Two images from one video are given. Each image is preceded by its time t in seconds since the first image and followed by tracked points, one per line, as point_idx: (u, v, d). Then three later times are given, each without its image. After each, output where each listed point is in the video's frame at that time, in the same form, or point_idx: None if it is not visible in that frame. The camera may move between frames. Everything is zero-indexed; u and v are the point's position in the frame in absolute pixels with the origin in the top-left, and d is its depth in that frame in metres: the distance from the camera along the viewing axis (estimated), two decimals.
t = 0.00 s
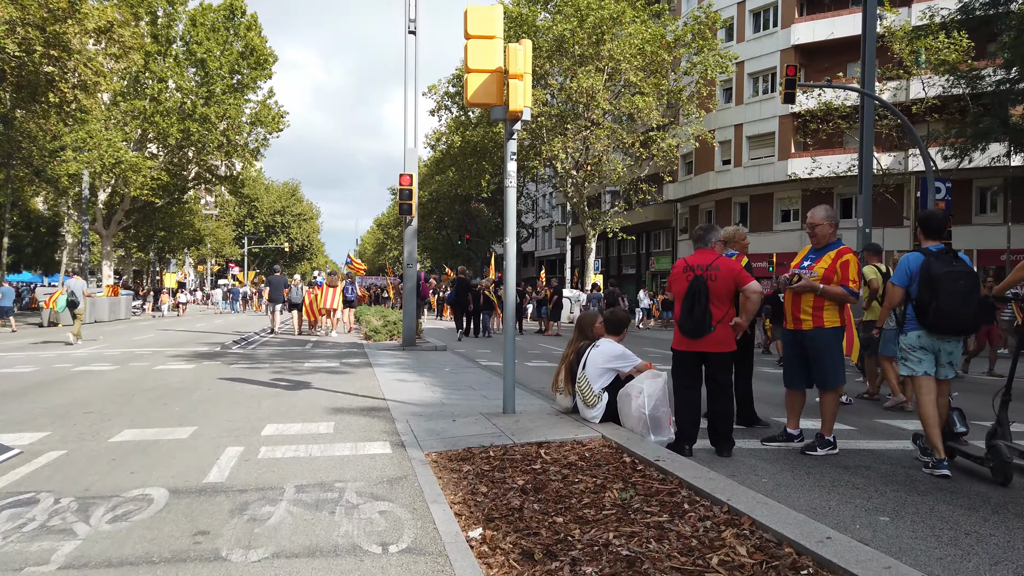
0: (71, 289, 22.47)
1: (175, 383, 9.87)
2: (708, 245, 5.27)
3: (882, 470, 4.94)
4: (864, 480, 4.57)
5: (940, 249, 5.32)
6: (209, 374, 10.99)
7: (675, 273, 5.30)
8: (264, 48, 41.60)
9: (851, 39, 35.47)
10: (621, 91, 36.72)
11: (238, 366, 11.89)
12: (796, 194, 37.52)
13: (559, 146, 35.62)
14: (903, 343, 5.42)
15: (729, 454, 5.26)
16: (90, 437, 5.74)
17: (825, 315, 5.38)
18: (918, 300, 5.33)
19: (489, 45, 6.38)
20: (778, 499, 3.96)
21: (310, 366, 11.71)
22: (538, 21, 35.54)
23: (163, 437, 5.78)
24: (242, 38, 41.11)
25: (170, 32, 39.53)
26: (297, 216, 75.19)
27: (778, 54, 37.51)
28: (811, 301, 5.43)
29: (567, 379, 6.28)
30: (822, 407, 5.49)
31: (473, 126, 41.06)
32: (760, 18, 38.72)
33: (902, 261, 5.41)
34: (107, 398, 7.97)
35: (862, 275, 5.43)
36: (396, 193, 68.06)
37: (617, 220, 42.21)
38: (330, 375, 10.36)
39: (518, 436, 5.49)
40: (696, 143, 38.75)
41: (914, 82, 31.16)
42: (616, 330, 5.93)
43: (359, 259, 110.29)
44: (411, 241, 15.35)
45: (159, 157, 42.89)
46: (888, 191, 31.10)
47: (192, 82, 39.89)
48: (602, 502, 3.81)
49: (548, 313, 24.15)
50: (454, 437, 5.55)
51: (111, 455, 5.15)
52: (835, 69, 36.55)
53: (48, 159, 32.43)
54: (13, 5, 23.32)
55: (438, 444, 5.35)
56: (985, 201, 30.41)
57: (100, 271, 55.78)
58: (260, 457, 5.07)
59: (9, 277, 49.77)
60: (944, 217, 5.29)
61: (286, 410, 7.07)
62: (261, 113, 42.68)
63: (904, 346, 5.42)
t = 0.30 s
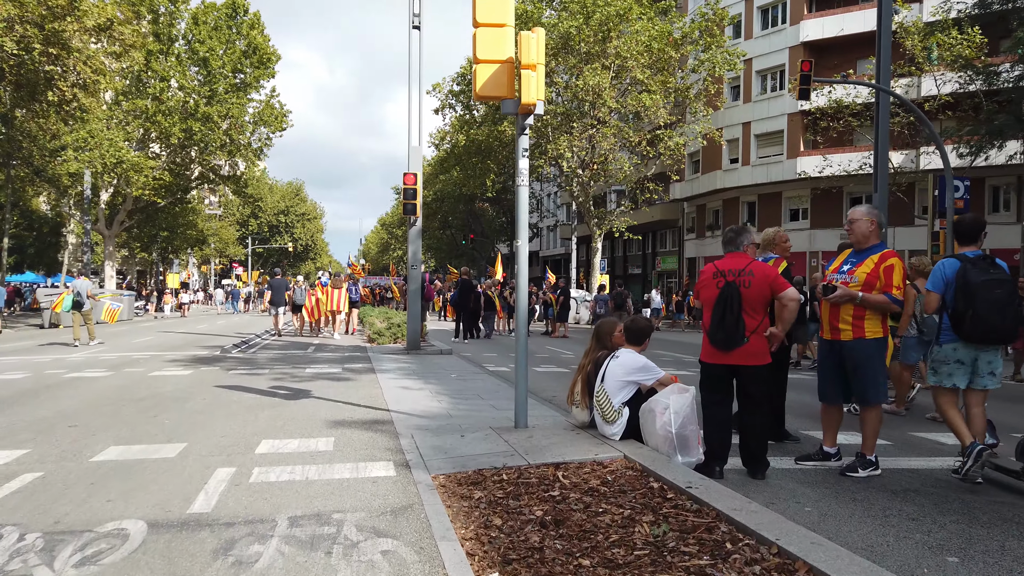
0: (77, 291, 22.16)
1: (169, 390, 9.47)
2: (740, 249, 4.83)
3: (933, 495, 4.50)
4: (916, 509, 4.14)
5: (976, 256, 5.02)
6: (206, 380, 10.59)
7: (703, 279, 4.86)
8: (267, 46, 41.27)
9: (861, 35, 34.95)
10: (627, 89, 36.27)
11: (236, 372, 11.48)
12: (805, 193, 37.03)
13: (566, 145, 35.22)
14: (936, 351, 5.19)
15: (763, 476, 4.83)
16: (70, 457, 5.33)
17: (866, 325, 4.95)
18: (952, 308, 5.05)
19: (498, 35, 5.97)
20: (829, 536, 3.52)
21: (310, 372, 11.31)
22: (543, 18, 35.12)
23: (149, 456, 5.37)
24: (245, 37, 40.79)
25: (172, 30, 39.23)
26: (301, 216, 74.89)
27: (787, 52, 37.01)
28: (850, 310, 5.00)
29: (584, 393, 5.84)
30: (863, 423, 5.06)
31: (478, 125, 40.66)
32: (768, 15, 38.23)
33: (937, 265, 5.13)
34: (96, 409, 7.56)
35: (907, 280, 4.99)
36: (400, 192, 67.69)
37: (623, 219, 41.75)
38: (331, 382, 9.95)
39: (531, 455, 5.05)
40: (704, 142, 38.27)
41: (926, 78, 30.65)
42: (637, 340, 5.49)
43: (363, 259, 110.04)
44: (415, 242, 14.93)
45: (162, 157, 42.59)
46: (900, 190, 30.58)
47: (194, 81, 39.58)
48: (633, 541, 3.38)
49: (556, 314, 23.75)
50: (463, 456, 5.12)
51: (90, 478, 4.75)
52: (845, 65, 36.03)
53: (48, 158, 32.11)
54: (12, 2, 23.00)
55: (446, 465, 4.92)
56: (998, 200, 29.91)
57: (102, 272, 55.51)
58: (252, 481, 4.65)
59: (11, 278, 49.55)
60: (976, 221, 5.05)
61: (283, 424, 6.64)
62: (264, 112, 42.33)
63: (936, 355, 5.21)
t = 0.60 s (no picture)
0: (87, 289, 21.87)
1: (170, 390, 9.08)
2: (788, 237, 4.39)
3: (1007, 509, 4.05)
4: (995, 526, 3.69)
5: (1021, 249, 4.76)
6: (208, 380, 10.19)
7: (747, 270, 4.42)
8: (271, 44, 40.90)
9: (874, 30, 34.40)
10: (635, 86, 35.83)
11: (239, 372, 11.07)
12: (817, 190, 36.54)
13: (574, 142, 34.78)
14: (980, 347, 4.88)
15: (813, 486, 4.39)
16: (56, 464, 4.90)
17: (924, 320, 4.51)
18: (998, 302, 4.77)
19: (519, 7, 5.54)
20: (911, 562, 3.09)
21: (316, 372, 10.89)
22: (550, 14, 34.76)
23: (142, 463, 4.95)
24: (249, 34, 40.44)
25: (176, 27, 38.89)
26: (306, 215, 74.55)
27: (797, 47, 36.49)
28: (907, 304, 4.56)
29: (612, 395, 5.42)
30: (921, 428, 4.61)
31: (484, 123, 40.22)
32: (778, 11, 37.75)
33: (980, 260, 4.90)
34: (89, 411, 7.15)
35: (972, 267, 4.54)
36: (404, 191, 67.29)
37: (631, 218, 41.31)
38: (337, 383, 9.53)
39: (557, 463, 4.62)
40: (713, 139, 37.79)
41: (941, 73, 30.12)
42: (670, 337, 5.07)
43: (368, 259, 109.84)
44: (423, 238, 14.50)
45: (166, 155, 42.25)
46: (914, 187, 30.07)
47: (198, 79, 39.27)
48: (686, 566, 2.96)
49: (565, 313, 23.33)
50: (483, 464, 4.69)
51: (75, 488, 4.34)
52: (857, 61, 35.48)
53: (51, 155, 31.81)
54: None
55: (465, 475, 4.49)
56: (1013, 194, 29.45)
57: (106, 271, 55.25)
58: (253, 491, 4.23)
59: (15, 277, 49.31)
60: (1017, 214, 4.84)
61: (287, 428, 6.21)
62: (269, 110, 41.98)
63: (978, 352, 4.89)
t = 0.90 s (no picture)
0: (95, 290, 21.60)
1: (171, 399, 8.70)
2: (845, 242, 3.98)
3: None
4: None
5: None
6: (210, 387, 9.81)
7: (800, 276, 4.02)
8: (276, 43, 40.59)
9: (885, 28, 33.90)
10: (643, 84, 35.37)
11: (242, 379, 10.69)
12: (827, 190, 36.09)
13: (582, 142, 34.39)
14: None
15: (872, 518, 3.97)
16: (43, 489, 4.51)
17: (993, 335, 4.11)
18: None
19: None
20: None
21: (322, 379, 10.50)
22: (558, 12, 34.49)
23: (137, 487, 4.57)
24: (254, 33, 40.13)
25: (180, 26, 38.54)
26: (310, 216, 74.26)
27: (808, 46, 36.00)
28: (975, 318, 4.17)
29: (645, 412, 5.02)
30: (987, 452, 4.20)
31: (490, 122, 39.82)
32: (788, 8, 37.26)
33: None
34: (84, 424, 6.76)
35: None
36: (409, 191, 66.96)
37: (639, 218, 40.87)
38: (344, 391, 9.13)
39: (587, 488, 4.22)
40: (722, 138, 37.34)
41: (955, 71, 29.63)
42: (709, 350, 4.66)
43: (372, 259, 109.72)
44: (431, 240, 14.11)
45: (170, 155, 41.95)
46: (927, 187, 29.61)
47: (203, 78, 38.93)
48: None
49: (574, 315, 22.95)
50: (507, 490, 4.29)
51: (61, 518, 3.95)
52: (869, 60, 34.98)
53: (54, 155, 31.56)
54: None
55: (488, 503, 4.09)
56: None
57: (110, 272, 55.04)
58: (257, 522, 3.85)
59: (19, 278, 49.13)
60: None
61: (294, 444, 5.83)
62: (273, 110, 41.65)
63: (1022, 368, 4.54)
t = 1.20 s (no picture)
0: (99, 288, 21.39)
1: (168, 399, 8.29)
2: (912, 226, 3.54)
3: None
4: None
5: None
6: (209, 388, 9.39)
7: (860, 265, 3.59)
8: (280, 40, 40.26)
9: (897, 23, 33.43)
10: (651, 81, 34.91)
11: (243, 379, 10.27)
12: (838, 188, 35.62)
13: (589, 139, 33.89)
14: None
15: (944, 537, 3.52)
16: (17, 501, 4.08)
17: None
18: None
19: None
20: None
21: (326, 379, 10.08)
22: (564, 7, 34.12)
23: (122, 498, 4.14)
24: (258, 30, 39.82)
25: (182, 23, 38.20)
26: (315, 216, 73.96)
27: (818, 42, 35.52)
28: None
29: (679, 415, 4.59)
30: None
31: (496, 120, 39.42)
32: (798, 4, 36.76)
33: None
34: (72, 428, 6.33)
35: None
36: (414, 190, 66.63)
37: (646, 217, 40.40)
38: (349, 392, 8.71)
39: (619, 501, 3.79)
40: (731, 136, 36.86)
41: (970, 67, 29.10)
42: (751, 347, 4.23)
43: (376, 259, 109.52)
44: (438, 236, 13.70)
45: (173, 154, 41.63)
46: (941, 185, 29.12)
47: (206, 76, 38.59)
48: None
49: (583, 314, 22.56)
50: (530, 503, 3.84)
51: (29, 536, 3.51)
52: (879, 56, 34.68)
53: (56, 154, 31.27)
54: None
55: (510, 518, 3.66)
56: None
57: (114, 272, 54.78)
58: (252, 540, 3.43)
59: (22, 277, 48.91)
60: None
61: (295, 449, 5.39)
62: (277, 108, 41.30)
63: None
